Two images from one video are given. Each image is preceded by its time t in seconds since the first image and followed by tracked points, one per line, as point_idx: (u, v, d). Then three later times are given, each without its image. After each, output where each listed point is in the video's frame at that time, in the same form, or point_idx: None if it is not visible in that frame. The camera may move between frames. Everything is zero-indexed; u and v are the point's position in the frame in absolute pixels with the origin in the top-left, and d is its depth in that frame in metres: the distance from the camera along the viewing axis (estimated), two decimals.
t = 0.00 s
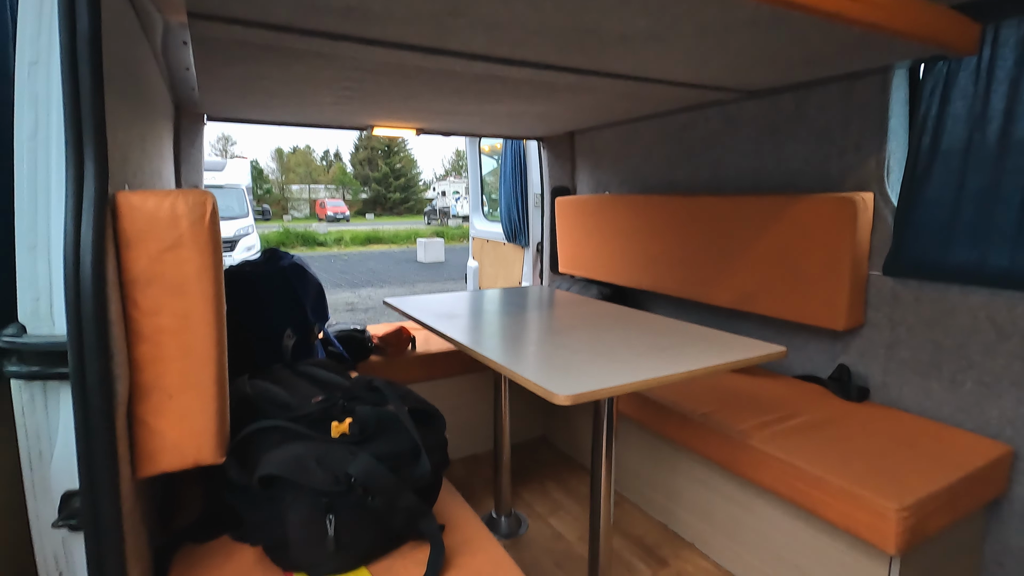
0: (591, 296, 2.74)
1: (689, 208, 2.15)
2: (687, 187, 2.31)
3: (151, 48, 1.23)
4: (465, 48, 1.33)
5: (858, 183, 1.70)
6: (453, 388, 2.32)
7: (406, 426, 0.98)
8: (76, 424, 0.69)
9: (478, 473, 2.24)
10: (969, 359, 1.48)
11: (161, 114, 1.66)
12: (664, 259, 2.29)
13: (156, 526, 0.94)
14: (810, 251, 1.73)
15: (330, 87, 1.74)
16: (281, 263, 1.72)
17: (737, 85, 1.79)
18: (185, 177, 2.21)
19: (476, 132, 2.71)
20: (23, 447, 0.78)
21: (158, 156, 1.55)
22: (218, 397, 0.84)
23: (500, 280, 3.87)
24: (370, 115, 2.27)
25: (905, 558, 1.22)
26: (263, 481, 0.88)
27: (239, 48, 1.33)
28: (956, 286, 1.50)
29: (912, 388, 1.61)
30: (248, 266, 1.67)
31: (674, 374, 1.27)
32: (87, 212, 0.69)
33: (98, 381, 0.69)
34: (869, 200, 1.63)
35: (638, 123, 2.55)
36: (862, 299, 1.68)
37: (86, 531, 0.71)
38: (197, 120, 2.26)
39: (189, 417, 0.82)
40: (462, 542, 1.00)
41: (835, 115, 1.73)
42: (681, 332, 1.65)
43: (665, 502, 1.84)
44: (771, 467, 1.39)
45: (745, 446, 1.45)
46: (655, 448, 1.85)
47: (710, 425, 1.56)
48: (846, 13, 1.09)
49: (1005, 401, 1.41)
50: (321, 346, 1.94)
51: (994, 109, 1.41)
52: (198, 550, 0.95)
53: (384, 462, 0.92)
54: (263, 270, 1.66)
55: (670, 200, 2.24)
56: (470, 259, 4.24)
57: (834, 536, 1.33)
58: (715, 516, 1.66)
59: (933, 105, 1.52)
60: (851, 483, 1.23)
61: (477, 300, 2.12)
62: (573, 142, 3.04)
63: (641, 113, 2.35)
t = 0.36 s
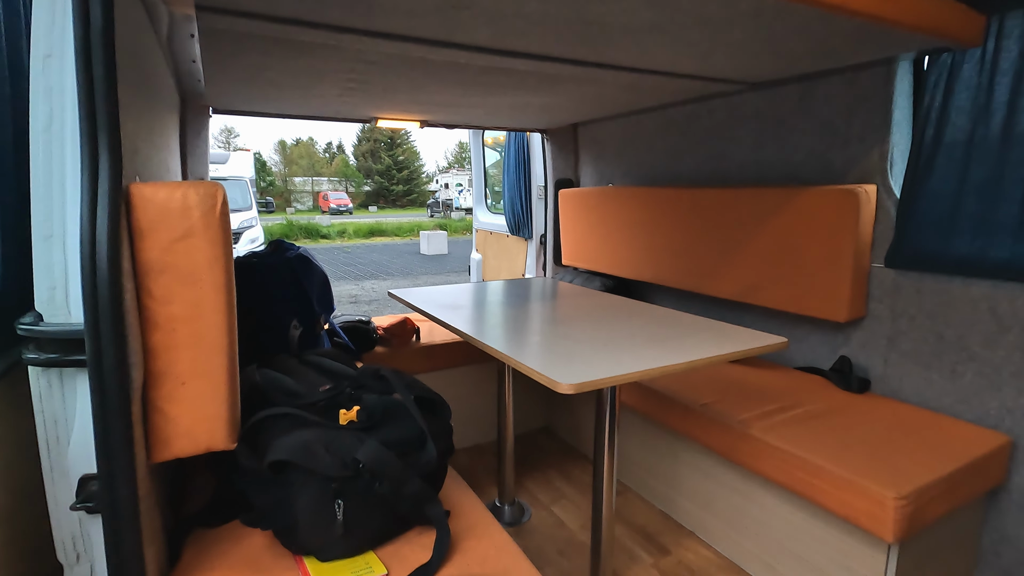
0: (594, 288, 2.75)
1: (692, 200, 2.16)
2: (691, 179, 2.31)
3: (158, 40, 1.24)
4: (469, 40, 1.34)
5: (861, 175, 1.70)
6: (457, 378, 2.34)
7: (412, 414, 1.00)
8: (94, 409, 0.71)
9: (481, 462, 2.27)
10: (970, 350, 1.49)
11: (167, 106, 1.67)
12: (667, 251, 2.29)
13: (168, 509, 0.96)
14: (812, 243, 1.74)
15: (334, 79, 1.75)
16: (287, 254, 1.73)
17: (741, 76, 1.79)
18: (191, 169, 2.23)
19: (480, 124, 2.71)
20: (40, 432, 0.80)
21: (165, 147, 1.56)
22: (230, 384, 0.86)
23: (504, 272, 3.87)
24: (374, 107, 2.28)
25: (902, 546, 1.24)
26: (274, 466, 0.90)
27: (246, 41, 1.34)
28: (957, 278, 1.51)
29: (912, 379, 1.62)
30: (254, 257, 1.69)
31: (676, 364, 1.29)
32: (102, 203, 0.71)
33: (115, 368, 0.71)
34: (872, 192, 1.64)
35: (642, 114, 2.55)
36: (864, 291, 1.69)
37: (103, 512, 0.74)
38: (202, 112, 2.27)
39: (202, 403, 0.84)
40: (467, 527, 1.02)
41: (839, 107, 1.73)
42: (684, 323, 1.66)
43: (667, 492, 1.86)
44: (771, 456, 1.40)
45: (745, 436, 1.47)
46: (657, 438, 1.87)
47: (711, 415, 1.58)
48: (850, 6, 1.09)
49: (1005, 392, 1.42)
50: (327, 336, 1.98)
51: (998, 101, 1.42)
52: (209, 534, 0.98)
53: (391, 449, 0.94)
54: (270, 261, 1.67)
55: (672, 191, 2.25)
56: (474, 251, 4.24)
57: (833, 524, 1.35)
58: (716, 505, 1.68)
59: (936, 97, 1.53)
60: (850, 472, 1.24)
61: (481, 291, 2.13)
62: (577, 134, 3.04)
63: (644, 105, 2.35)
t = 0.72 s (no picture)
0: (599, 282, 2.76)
1: (697, 194, 2.16)
2: (696, 173, 2.32)
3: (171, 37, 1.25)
4: (477, 36, 1.35)
5: (867, 169, 1.70)
6: (462, 372, 2.36)
7: (422, 406, 1.02)
8: (116, 400, 0.73)
9: (487, 455, 2.29)
10: (974, 344, 1.50)
11: (176, 103, 1.69)
12: (672, 245, 2.30)
13: (185, 499, 0.98)
14: (817, 237, 1.75)
15: (342, 74, 1.76)
16: (295, 249, 1.75)
17: (747, 71, 1.79)
18: (198, 164, 2.25)
19: (485, 118, 2.72)
20: (62, 423, 0.82)
21: (173, 142, 1.58)
22: (245, 376, 0.88)
23: (508, 266, 3.88)
24: (380, 101, 2.29)
25: (905, 537, 1.26)
26: (289, 456, 0.92)
27: (255, 36, 1.35)
28: (962, 272, 1.51)
29: (916, 373, 1.63)
30: (263, 251, 1.70)
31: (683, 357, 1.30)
32: (122, 199, 0.72)
33: (135, 360, 0.73)
34: (877, 187, 1.64)
35: (647, 109, 2.55)
36: (869, 285, 1.69)
37: (126, 500, 0.76)
38: (209, 107, 2.28)
39: (218, 394, 0.85)
40: (477, 517, 1.04)
41: (845, 102, 1.74)
42: (689, 317, 1.67)
43: (671, 484, 1.88)
44: (776, 448, 1.42)
45: (749, 428, 1.48)
46: (662, 431, 1.88)
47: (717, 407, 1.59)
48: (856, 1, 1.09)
49: (1008, 385, 1.43)
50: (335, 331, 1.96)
51: (1004, 96, 1.42)
52: (225, 523, 1.00)
53: (402, 440, 0.96)
54: (279, 255, 1.69)
55: (676, 186, 2.26)
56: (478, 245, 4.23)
57: (837, 515, 1.37)
58: (721, 497, 1.69)
59: (943, 91, 1.53)
60: (855, 464, 1.26)
61: (486, 285, 2.14)
62: (582, 128, 3.04)
63: (650, 99, 2.35)
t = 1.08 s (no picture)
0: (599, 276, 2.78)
1: (697, 190, 2.17)
2: (695, 168, 2.33)
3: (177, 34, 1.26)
4: (482, 33, 1.36)
5: (866, 164, 1.72)
6: (464, 366, 2.38)
7: (430, 400, 1.03)
8: (133, 395, 0.75)
9: (489, 448, 2.31)
10: (970, 338, 1.52)
11: (178, 101, 1.70)
12: (672, 240, 2.31)
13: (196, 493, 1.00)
14: (816, 233, 1.77)
15: (345, 70, 1.77)
16: (298, 244, 1.76)
17: (747, 67, 1.81)
18: (199, 159, 2.25)
19: (485, 113, 2.72)
20: (76, 419, 0.83)
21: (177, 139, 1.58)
22: (256, 372, 0.89)
23: (507, 260, 3.89)
24: (381, 97, 2.29)
25: (902, 528, 1.28)
26: (299, 450, 0.93)
27: (260, 33, 1.35)
28: (959, 267, 1.54)
29: (913, 366, 1.65)
30: (266, 247, 1.72)
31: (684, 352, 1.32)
32: (136, 198, 0.73)
33: (152, 356, 0.74)
34: (875, 182, 1.66)
35: (647, 104, 2.56)
36: (867, 280, 1.71)
37: (142, 493, 0.77)
38: (210, 102, 2.29)
39: (230, 389, 0.87)
40: (484, 509, 1.06)
41: (845, 98, 1.75)
42: (689, 312, 1.69)
43: (672, 476, 1.90)
44: (775, 441, 1.44)
45: (749, 421, 1.50)
46: (663, 424, 1.90)
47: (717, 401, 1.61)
48: None
49: (1004, 378, 1.46)
50: (338, 326, 1.97)
51: (1002, 92, 1.43)
52: (235, 516, 1.01)
53: (410, 433, 0.98)
54: (283, 250, 1.70)
55: (676, 182, 2.27)
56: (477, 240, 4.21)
57: (835, 506, 1.39)
58: (721, 489, 1.72)
59: (941, 87, 1.54)
60: (852, 456, 1.28)
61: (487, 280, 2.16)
62: (582, 123, 3.05)
63: (650, 94, 2.36)
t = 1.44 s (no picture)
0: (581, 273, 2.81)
1: (676, 188, 2.21)
2: (675, 166, 2.37)
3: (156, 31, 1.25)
4: (464, 32, 1.37)
5: (839, 162, 1.77)
6: (448, 363, 2.39)
7: (415, 395, 1.05)
8: (116, 393, 0.75)
9: (473, 444, 2.33)
10: (937, 329, 1.58)
11: (155, 98, 1.68)
12: (653, 238, 2.35)
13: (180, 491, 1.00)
14: (791, 229, 1.81)
15: (326, 67, 1.76)
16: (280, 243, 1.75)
17: (724, 67, 1.85)
18: (177, 157, 2.23)
19: (467, 111, 2.73)
20: (57, 419, 0.82)
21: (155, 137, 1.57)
22: (240, 369, 0.90)
23: (490, 258, 3.90)
24: (363, 94, 2.29)
25: (873, 513, 1.33)
26: (286, 446, 0.94)
27: (241, 30, 1.35)
28: (926, 261, 1.59)
29: (884, 357, 1.71)
30: (248, 245, 1.70)
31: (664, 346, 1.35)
32: (119, 197, 0.73)
33: (135, 355, 0.74)
34: (847, 180, 1.70)
35: (627, 103, 2.59)
36: (840, 275, 1.77)
37: (127, 492, 0.77)
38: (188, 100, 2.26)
39: (215, 387, 0.87)
40: (469, 502, 1.08)
41: (818, 98, 1.80)
42: (669, 307, 1.72)
43: (654, 468, 1.94)
44: (753, 432, 1.48)
45: (727, 413, 1.54)
46: (645, 418, 1.94)
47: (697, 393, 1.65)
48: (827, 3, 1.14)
49: (969, 367, 1.52)
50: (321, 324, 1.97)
51: (965, 92, 1.49)
52: (220, 514, 1.02)
53: (397, 429, 0.99)
54: (264, 249, 1.69)
55: (656, 179, 2.30)
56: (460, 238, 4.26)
57: (810, 494, 1.44)
58: (702, 480, 1.76)
59: (909, 87, 1.60)
60: (826, 445, 1.32)
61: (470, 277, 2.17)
62: (563, 121, 3.08)
63: (630, 93, 2.39)
